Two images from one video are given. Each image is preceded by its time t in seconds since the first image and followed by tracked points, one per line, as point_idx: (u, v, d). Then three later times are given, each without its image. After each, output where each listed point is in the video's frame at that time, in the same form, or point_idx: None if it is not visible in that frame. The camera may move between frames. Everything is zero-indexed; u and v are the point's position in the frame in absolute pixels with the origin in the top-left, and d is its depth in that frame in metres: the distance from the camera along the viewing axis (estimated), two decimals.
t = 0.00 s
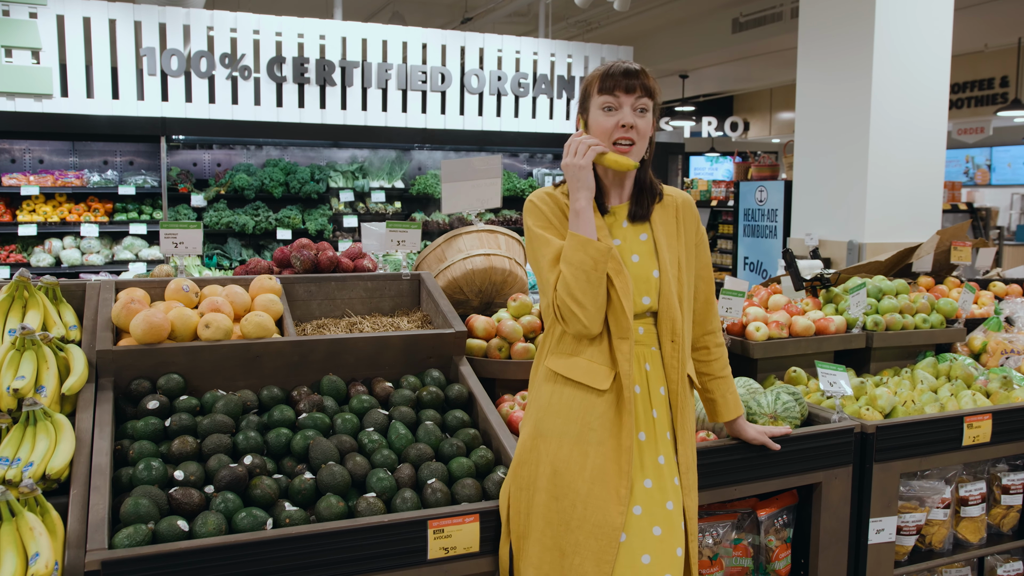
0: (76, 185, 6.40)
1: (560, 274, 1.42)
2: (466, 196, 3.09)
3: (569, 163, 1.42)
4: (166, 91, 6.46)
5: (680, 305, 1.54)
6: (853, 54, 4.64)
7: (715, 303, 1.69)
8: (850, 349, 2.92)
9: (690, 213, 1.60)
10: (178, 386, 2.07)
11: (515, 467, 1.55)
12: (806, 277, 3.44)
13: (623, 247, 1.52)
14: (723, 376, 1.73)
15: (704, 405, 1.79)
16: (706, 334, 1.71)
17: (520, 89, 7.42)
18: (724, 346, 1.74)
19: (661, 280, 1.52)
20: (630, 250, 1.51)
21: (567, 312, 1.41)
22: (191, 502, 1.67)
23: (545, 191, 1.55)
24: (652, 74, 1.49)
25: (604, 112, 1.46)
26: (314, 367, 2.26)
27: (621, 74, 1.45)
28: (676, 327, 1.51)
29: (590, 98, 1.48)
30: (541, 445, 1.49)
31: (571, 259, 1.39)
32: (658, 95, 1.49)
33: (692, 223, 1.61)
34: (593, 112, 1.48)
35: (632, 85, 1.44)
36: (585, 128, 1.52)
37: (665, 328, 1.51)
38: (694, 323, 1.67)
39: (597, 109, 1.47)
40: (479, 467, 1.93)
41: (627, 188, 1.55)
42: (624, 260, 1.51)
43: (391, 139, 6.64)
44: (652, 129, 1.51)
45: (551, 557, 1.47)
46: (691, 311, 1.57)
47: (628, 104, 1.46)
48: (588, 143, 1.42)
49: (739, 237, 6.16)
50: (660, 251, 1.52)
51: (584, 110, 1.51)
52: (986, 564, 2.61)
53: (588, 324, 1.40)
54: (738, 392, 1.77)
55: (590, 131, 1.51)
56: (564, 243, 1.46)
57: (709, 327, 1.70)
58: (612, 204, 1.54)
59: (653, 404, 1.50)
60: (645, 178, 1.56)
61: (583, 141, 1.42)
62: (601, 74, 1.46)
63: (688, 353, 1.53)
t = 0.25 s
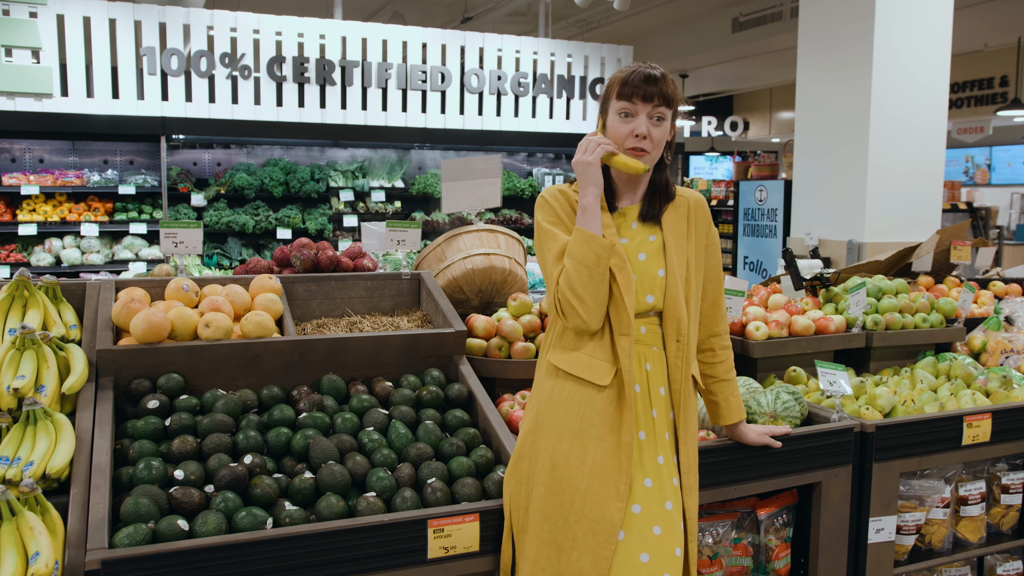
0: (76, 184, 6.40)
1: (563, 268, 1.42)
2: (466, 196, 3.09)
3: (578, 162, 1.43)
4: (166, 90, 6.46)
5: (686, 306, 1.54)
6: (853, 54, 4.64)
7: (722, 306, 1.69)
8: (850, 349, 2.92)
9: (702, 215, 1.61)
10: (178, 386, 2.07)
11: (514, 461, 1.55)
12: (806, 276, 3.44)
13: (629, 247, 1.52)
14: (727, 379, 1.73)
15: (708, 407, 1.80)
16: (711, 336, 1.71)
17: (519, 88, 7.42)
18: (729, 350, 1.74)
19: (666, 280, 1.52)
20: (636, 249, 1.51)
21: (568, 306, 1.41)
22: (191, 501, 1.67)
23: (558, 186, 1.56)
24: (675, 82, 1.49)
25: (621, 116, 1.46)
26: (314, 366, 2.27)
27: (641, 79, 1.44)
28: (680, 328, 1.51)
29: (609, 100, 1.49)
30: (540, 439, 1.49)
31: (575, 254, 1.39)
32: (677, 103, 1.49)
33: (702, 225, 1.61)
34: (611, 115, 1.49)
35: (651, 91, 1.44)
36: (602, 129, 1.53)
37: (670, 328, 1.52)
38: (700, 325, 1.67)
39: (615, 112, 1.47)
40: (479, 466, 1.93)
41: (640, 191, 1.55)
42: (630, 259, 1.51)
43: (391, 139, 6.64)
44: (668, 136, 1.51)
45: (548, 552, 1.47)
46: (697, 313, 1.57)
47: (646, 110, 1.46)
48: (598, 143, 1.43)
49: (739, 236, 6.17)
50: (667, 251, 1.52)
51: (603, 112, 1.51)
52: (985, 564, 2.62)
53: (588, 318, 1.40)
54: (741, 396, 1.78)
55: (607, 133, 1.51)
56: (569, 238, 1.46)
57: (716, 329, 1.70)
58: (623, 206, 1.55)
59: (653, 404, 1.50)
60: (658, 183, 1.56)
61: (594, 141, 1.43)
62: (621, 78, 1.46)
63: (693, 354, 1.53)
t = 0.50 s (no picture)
0: (76, 184, 6.40)
1: (563, 266, 1.43)
2: (466, 196, 3.10)
3: (576, 164, 1.46)
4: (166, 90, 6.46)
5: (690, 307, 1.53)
6: (853, 54, 4.64)
7: (725, 306, 1.69)
8: (850, 349, 2.92)
9: (709, 213, 1.59)
10: (178, 386, 2.07)
11: (514, 458, 1.55)
12: (805, 276, 3.44)
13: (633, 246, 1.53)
14: (730, 380, 1.73)
15: (713, 407, 1.80)
16: (715, 337, 1.71)
17: (519, 89, 7.42)
18: (734, 351, 1.74)
19: (669, 280, 1.52)
20: (638, 249, 1.52)
21: (566, 304, 1.42)
22: (191, 501, 1.67)
23: (562, 185, 1.57)
24: (666, 75, 1.47)
25: (612, 116, 1.47)
26: (314, 367, 2.26)
27: (626, 77, 1.45)
28: (685, 329, 1.51)
29: (602, 102, 1.50)
30: (539, 436, 1.49)
31: (574, 252, 1.39)
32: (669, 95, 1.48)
33: (708, 226, 1.60)
34: (604, 117, 1.50)
35: (636, 88, 1.44)
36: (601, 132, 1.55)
37: (672, 327, 1.52)
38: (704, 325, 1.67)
39: (606, 113, 1.48)
40: (479, 467, 1.93)
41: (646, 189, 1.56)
42: (632, 258, 1.52)
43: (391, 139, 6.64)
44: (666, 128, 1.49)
45: (547, 550, 1.47)
46: (702, 314, 1.57)
47: (635, 107, 1.45)
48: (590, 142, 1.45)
49: (738, 236, 6.17)
50: (671, 251, 1.52)
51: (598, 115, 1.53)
52: (985, 564, 2.62)
53: (587, 317, 1.40)
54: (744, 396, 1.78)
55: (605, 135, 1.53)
56: (570, 237, 1.46)
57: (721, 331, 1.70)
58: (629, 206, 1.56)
59: (653, 404, 1.50)
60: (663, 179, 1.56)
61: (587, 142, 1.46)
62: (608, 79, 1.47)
63: (697, 355, 1.53)
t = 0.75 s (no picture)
0: (76, 184, 6.40)
1: (556, 269, 1.43)
2: (465, 196, 3.10)
3: (561, 169, 1.47)
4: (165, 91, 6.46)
5: (687, 308, 1.53)
6: (852, 54, 4.65)
7: (724, 306, 1.69)
8: (849, 349, 2.93)
9: (704, 212, 1.59)
10: (178, 386, 2.07)
11: (510, 459, 1.56)
12: (804, 276, 3.44)
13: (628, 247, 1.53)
14: (730, 380, 1.73)
15: (714, 407, 1.80)
16: (714, 338, 1.71)
17: (519, 89, 7.42)
18: (733, 352, 1.74)
19: (665, 281, 1.52)
20: (633, 250, 1.52)
21: (560, 307, 1.42)
22: (190, 501, 1.67)
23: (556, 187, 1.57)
24: (644, 75, 1.49)
25: (597, 119, 1.48)
26: (314, 367, 2.27)
27: (606, 79, 1.46)
28: (683, 330, 1.51)
29: (585, 107, 1.51)
30: (535, 437, 1.50)
31: (568, 255, 1.39)
32: (649, 93, 1.49)
33: (704, 227, 1.60)
34: (589, 121, 1.51)
35: (616, 90, 1.45)
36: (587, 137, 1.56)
37: (669, 328, 1.52)
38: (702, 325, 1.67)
39: (590, 117, 1.49)
40: (478, 466, 1.93)
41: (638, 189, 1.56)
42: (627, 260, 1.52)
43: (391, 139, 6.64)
44: (651, 125, 1.50)
45: (543, 551, 1.47)
46: (700, 315, 1.57)
47: (619, 108, 1.46)
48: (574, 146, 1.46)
49: (738, 237, 6.17)
50: (666, 253, 1.53)
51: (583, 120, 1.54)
52: (984, 564, 2.62)
53: (579, 319, 1.41)
54: (743, 395, 1.78)
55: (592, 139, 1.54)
56: (563, 240, 1.47)
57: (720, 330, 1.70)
58: (623, 207, 1.56)
59: (649, 404, 1.50)
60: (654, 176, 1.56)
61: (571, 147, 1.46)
62: (588, 84, 1.49)
63: (695, 356, 1.53)
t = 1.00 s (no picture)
0: (76, 185, 6.40)
1: (556, 270, 1.43)
2: (465, 196, 3.10)
3: (566, 170, 1.47)
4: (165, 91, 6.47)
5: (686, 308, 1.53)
6: (851, 54, 4.65)
7: (723, 306, 1.69)
8: (849, 349, 2.93)
9: (703, 213, 1.59)
10: (178, 386, 2.07)
11: (508, 459, 1.56)
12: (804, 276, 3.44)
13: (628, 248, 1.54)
14: (730, 379, 1.73)
15: (713, 407, 1.80)
16: (713, 337, 1.71)
17: (518, 89, 7.42)
18: (733, 351, 1.74)
19: (663, 281, 1.53)
20: (632, 251, 1.53)
21: (558, 307, 1.42)
22: (190, 501, 1.67)
23: (558, 186, 1.57)
24: (649, 77, 1.49)
25: (603, 120, 1.48)
26: (314, 367, 2.27)
27: (614, 81, 1.46)
28: (682, 330, 1.51)
29: (590, 107, 1.51)
30: (532, 436, 1.50)
31: (568, 256, 1.40)
32: (656, 96, 1.49)
33: (703, 227, 1.60)
34: (594, 121, 1.51)
35: (624, 92, 1.45)
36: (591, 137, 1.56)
37: (667, 327, 1.52)
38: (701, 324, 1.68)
39: (596, 118, 1.49)
40: (478, 466, 1.93)
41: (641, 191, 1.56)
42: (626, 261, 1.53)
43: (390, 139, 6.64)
44: (656, 128, 1.51)
45: (540, 550, 1.47)
46: (699, 315, 1.57)
47: (626, 110, 1.46)
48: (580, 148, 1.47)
49: (738, 237, 6.17)
50: (665, 253, 1.53)
51: (588, 120, 1.54)
52: (983, 564, 2.62)
53: (578, 320, 1.41)
54: (743, 394, 1.78)
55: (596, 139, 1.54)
56: (563, 241, 1.47)
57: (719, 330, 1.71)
58: (623, 208, 1.57)
59: (646, 404, 1.50)
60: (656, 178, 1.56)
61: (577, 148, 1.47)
62: (596, 83, 1.48)
63: (694, 355, 1.53)
